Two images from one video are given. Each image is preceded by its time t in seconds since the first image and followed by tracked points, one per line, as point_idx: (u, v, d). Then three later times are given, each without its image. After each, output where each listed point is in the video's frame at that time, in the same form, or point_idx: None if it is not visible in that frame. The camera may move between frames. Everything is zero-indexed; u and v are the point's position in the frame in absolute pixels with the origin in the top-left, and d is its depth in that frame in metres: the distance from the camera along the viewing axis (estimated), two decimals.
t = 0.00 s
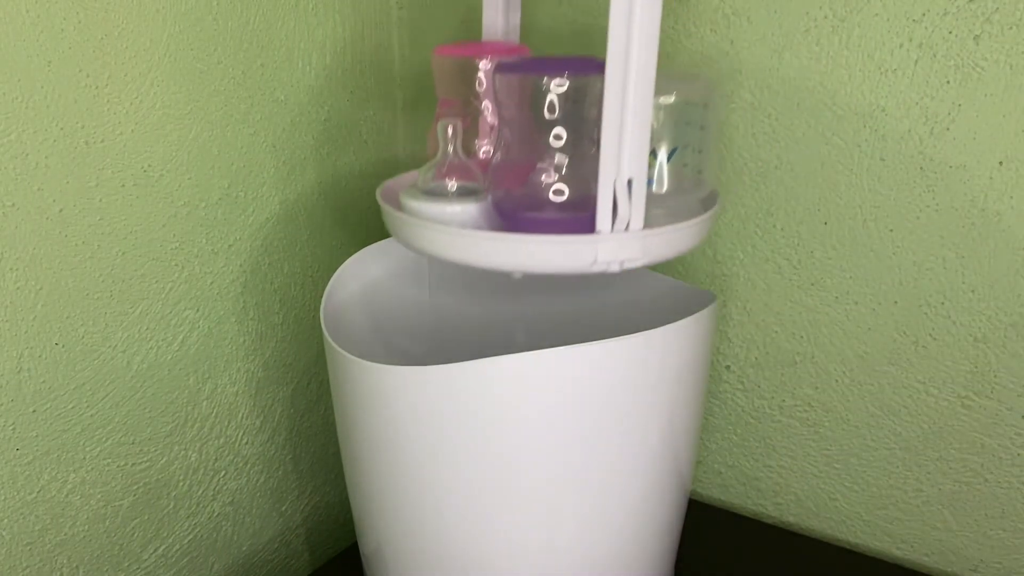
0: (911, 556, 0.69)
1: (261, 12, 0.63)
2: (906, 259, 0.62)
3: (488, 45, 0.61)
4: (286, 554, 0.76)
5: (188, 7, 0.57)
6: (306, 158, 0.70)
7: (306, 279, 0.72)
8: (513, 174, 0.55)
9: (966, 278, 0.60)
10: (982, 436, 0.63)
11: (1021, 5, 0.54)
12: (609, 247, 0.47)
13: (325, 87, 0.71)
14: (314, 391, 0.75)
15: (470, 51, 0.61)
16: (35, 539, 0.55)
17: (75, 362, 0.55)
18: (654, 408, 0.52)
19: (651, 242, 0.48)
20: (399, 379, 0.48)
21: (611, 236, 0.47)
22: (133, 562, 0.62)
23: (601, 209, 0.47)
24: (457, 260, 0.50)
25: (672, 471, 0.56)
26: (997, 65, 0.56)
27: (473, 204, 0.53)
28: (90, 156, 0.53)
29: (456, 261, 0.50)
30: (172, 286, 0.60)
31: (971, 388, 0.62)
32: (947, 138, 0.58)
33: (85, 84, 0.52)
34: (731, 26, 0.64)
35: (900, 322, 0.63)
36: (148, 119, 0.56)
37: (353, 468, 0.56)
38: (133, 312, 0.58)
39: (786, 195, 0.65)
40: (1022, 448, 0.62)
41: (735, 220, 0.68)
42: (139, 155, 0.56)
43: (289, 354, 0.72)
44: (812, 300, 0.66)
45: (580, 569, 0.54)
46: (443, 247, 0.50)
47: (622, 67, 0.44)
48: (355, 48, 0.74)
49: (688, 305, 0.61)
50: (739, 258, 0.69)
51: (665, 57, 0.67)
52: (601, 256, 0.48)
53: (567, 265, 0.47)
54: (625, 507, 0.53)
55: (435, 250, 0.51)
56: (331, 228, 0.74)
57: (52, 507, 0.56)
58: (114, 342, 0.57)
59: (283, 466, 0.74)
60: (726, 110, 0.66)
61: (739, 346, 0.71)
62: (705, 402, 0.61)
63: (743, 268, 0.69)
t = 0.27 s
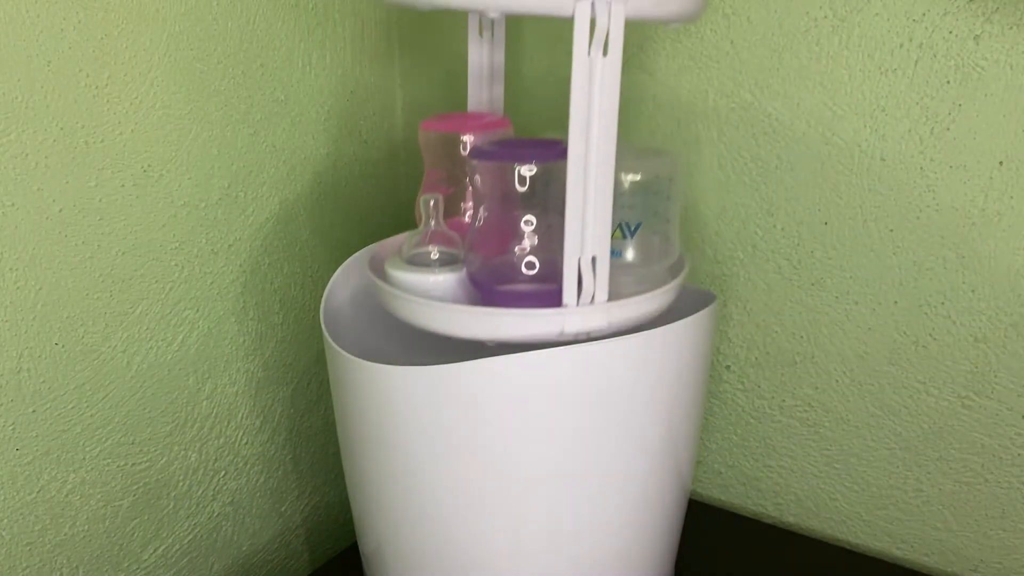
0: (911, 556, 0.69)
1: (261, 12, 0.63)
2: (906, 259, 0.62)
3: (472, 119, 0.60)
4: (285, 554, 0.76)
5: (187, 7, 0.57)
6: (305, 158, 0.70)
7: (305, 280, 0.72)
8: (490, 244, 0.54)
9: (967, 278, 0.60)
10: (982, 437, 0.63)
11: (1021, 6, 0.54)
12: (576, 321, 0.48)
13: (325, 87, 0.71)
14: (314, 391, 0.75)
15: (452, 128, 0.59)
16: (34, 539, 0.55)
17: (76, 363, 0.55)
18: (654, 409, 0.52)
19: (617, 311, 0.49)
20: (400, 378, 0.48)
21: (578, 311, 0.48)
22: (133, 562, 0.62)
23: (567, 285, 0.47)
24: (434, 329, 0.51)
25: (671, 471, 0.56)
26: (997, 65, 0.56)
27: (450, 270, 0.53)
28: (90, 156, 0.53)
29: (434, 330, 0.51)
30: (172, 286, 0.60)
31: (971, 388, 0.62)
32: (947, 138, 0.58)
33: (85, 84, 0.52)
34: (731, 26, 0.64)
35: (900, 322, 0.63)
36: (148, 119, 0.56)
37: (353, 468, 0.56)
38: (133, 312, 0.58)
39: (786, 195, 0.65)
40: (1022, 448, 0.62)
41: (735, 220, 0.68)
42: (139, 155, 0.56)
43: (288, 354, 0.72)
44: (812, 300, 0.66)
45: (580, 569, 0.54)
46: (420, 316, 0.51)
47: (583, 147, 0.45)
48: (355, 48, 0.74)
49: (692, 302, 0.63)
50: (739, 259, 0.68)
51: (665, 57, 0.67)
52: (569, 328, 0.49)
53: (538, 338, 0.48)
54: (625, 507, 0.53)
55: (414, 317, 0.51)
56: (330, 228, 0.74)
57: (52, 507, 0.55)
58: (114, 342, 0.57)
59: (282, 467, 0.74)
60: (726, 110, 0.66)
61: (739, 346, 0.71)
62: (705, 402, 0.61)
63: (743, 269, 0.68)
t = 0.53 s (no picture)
0: (911, 556, 0.69)
1: (261, 12, 0.63)
2: (906, 259, 0.62)
3: (460, 176, 0.61)
4: (285, 554, 0.76)
5: (187, 7, 0.57)
6: (305, 158, 0.70)
7: (306, 279, 0.72)
8: (470, 300, 0.57)
9: (966, 278, 0.60)
10: (982, 437, 0.63)
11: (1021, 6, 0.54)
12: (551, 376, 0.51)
13: (325, 88, 0.71)
14: (314, 391, 0.75)
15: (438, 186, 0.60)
16: (34, 539, 0.55)
17: (75, 363, 0.55)
18: (654, 409, 0.52)
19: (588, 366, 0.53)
20: (401, 378, 0.48)
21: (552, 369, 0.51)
22: (133, 562, 0.62)
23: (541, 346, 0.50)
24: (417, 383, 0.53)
25: (672, 472, 0.56)
26: (997, 65, 0.56)
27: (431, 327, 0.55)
28: (90, 156, 0.53)
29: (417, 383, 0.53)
30: (172, 286, 0.60)
31: (971, 388, 0.62)
32: (947, 138, 0.58)
33: (85, 84, 0.52)
34: (730, 26, 0.64)
35: (900, 322, 0.63)
36: (148, 120, 0.56)
37: (353, 468, 0.56)
38: (132, 312, 0.58)
39: (786, 195, 0.65)
40: (1022, 448, 0.62)
41: (735, 220, 0.68)
42: (139, 155, 0.56)
43: (288, 354, 0.72)
44: (812, 300, 0.66)
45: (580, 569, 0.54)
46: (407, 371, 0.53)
47: (555, 215, 0.48)
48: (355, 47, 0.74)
49: (692, 303, 0.63)
50: (739, 258, 0.68)
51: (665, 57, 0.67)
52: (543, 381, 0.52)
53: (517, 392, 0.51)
54: (625, 507, 0.53)
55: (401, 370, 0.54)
56: (330, 228, 0.74)
57: (52, 507, 0.55)
58: (114, 342, 0.57)
59: (282, 467, 0.74)
60: (726, 110, 0.66)
61: (739, 346, 0.71)
62: (705, 403, 0.61)
63: (743, 269, 0.68)
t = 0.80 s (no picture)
0: (911, 556, 0.69)
1: (261, 13, 0.63)
2: (906, 259, 0.62)
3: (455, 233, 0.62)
4: (286, 554, 0.76)
5: (187, 7, 0.57)
6: (306, 158, 0.70)
7: (306, 279, 0.72)
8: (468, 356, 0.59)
9: (966, 278, 0.60)
10: (982, 437, 0.63)
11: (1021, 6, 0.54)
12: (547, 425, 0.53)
13: (326, 88, 0.71)
14: (314, 391, 0.75)
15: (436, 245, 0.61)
16: (34, 539, 0.55)
17: (75, 363, 0.55)
18: (654, 409, 0.51)
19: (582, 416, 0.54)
20: (400, 377, 0.48)
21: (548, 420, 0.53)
22: (133, 562, 0.62)
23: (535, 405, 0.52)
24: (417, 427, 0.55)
25: (672, 472, 0.56)
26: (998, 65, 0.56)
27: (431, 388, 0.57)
28: (90, 156, 0.53)
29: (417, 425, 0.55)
30: (172, 286, 0.60)
31: (971, 389, 0.62)
32: (947, 138, 0.59)
33: (85, 84, 0.52)
34: (730, 26, 0.64)
35: (900, 323, 0.63)
36: (147, 119, 0.56)
37: (353, 469, 0.56)
38: (132, 312, 0.58)
39: (787, 195, 0.65)
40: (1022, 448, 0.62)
41: (735, 220, 0.68)
42: (139, 155, 0.56)
43: (288, 354, 0.72)
44: (812, 300, 0.66)
45: (580, 569, 0.53)
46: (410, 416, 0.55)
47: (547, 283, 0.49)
48: (356, 47, 0.74)
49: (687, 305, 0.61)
50: (739, 259, 0.68)
51: (665, 57, 0.67)
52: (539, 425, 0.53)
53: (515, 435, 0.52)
54: (625, 507, 0.53)
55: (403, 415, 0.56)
56: (330, 228, 0.74)
57: (52, 508, 0.55)
58: (114, 342, 0.57)
59: (282, 467, 0.74)
60: (726, 110, 0.66)
61: (739, 346, 0.71)
62: (705, 403, 0.61)
63: (743, 269, 0.68)
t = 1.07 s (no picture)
0: (911, 556, 0.69)
1: (261, 13, 0.63)
2: (906, 259, 0.62)
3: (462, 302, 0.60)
4: (286, 554, 0.76)
5: (187, 7, 0.57)
6: (305, 158, 0.70)
7: (306, 279, 0.72)
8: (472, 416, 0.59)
9: (966, 278, 0.60)
10: (982, 437, 0.63)
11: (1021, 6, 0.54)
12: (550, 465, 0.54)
13: (326, 88, 0.71)
14: (314, 391, 0.75)
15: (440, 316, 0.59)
16: (34, 539, 0.55)
17: (75, 363, 0.55)
18: (654, 408, 0.51)
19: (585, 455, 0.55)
20: (400, 377, 0.48)
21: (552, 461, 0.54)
22: (133, 562, 0.62)
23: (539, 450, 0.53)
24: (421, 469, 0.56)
25: (671, 471, 0.56)
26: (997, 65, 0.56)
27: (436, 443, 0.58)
28: (90, 156, 0.53)
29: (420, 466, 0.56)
30: (172, 286, 0.60)
31: (971, 389, 0.62)
32: (947, 138, 0.58)
33: (85, 84, 0.52)
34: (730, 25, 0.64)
35: (900, 323, 0.63)
36: (148, 119, 0.56)
37: (353, 469, 0.56)
38: (132, 312, 0.58)
39: (786, 195, 0.65)
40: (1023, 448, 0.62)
41: (735, 220, 0.68)
42: (139, 155, 0.56)
43: (288, 355, 0.72)
44: (812, 300, 0.66)
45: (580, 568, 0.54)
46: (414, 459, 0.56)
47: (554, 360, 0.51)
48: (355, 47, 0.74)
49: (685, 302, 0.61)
50: (739, 259, 0.68)
51: (665, 57, 0.67)
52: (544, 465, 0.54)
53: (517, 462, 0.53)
54: (626, 506, 0.53)
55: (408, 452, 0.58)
56: (330, 228, 0.74)
57: (52, 508, 0.55)
58: (114, 342, 0.57)
59: (283, 467, 0.74)
60: (726, 110, 0.66)
61: (739, 346, 0.71)
62: (705, 403, 0.61)
63: (743, 268, 0.68)
